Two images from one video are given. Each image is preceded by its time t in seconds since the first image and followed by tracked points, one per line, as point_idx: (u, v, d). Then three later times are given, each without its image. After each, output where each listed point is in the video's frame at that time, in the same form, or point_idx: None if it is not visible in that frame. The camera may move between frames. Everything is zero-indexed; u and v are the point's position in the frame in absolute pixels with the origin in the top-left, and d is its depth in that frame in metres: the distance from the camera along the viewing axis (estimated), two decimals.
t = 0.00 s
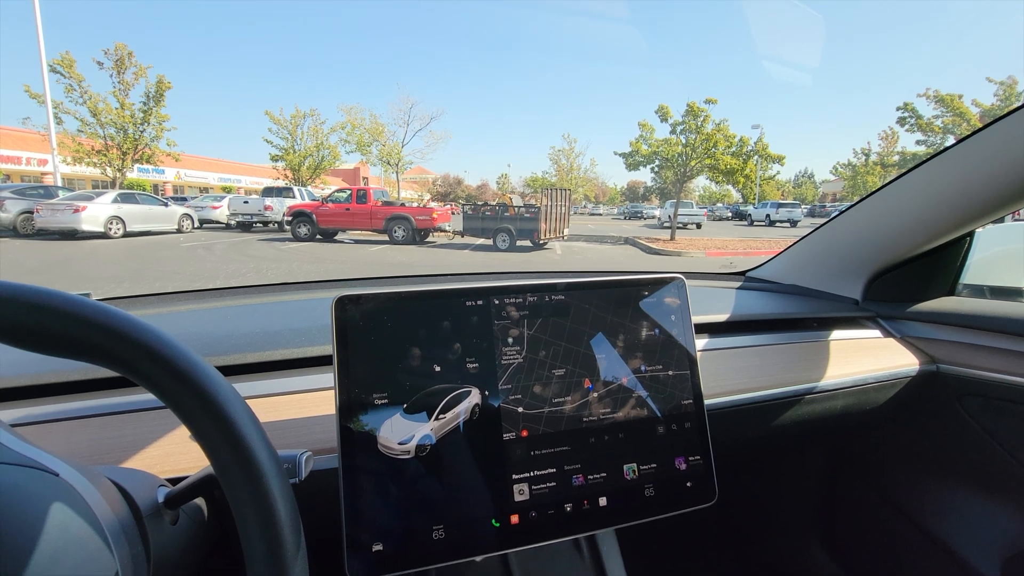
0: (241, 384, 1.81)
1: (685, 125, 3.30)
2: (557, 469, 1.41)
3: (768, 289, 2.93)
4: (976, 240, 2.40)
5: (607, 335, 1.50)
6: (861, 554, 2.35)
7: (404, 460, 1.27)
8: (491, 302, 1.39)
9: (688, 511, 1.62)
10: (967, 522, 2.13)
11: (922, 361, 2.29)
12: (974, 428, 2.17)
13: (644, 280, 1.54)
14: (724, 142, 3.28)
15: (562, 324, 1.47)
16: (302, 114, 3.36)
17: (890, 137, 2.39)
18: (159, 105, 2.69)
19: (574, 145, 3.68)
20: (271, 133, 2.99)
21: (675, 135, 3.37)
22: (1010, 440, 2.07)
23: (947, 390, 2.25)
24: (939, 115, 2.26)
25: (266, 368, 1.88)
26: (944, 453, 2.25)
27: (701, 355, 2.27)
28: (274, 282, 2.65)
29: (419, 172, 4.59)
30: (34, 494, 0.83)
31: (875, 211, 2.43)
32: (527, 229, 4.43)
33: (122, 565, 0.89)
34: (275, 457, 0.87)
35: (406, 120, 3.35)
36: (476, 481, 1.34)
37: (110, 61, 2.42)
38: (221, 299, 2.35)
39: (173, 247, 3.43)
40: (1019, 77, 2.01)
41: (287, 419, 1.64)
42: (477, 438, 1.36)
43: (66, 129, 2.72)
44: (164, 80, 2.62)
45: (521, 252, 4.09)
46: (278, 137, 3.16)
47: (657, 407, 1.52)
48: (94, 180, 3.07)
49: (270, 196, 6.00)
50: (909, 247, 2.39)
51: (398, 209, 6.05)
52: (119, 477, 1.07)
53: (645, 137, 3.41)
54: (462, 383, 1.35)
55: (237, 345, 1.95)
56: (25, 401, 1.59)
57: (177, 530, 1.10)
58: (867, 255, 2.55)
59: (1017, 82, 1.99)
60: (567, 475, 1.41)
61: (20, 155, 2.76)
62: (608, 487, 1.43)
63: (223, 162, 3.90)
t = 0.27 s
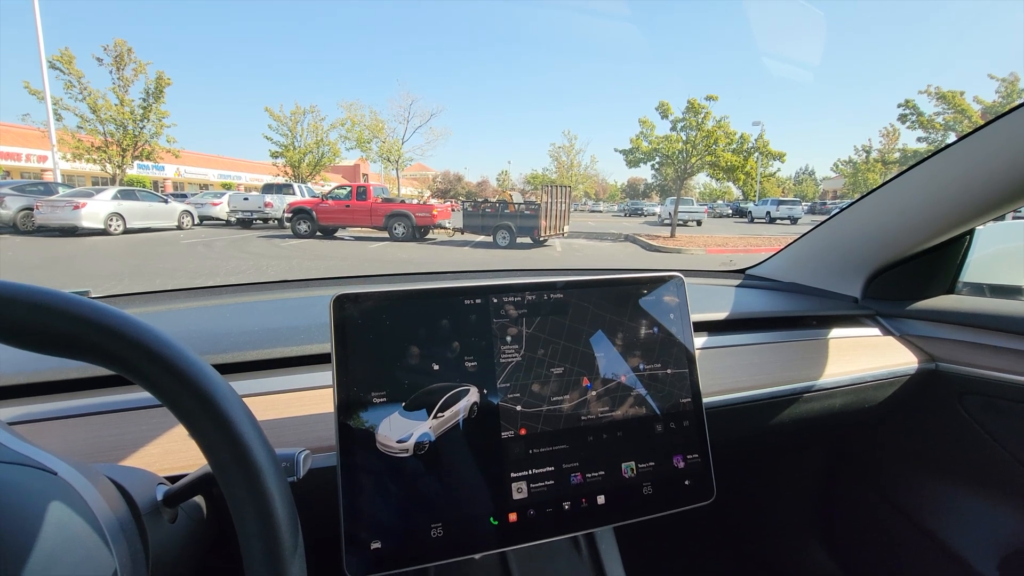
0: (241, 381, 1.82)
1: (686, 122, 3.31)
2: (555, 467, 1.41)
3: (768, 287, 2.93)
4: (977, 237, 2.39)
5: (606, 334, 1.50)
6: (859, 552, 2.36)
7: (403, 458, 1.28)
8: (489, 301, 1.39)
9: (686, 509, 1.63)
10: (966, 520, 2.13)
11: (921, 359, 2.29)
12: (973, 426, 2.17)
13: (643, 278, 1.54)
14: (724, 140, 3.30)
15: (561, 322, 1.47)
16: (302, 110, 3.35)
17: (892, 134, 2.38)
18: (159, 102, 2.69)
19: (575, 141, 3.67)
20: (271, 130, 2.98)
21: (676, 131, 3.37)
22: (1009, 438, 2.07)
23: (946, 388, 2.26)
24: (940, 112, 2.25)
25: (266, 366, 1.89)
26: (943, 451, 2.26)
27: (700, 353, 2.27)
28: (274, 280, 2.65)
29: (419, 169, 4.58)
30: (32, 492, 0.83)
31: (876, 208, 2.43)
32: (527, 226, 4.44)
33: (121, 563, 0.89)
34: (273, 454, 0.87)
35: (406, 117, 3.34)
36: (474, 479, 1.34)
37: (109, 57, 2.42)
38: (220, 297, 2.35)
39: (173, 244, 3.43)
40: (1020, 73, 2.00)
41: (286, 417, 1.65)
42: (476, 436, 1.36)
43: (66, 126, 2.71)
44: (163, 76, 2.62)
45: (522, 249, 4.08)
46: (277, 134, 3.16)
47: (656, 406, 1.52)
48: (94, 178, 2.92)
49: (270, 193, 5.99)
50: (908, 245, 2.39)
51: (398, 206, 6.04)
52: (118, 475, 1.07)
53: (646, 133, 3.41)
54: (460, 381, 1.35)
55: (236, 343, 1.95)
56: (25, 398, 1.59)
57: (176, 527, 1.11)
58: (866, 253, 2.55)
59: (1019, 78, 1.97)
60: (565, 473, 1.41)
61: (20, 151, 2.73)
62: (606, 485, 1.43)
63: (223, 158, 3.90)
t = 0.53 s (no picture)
0: (241, 379, 1.83)
1: (687, 119, 3.31)
2: (553, 464, 1.42)
3: (767, 285, 2.94)
4: (974, 236, 2.40)
5: (604, 332, 1.51)
6: (856, 549, 2.38)
7: (401, 456, 1.29)
8: (487, 299, 1.40)
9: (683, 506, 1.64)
10: (962, 517, 2.14)
11: (919, 357, 2.30)
12: (970, 424, 2.19)
13: (640, 277, 1.55)
14: (725, 136, 3.28)
15: (559, 321, 1.48)
16: (301, 108, 3.35)
17: (892, 132, 2.37)
18: (159, 100, 2.70)
19: (575, 139, 3.67)
20: (270, 128, 2.99)
21: (676, 129, 3.37)
22: (1005, 436, 2.08)
23: (943, 386, 2.27)
24: (942, 109, 2.23)
25: (266, 363, 1.90)
26: (940, 449, 2.27)
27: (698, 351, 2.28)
28: (274, 278, 2.66)
29: (419, 167, 4.58)
30: (36, 488, 0.85)
31: (875, 206, 2.44)
32: (527, 223, 4.47)
33: (122, 559, 0.90)
34: (272, 452, 0.88)
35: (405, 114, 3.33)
36: (473, 476, 1.35)
37: (109, 54, 2.42)
38: (220, 295, 2.36)
39: (173, 242, 3.44)
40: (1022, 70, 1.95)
41: (286, 415, 1.66)
42: (474, 433, 1.37)
43: (65, 123, 2.67)
44: (163, 74, 2.62)
45: (521, 247, 4.09)
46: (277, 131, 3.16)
47: (653, 404, 1.53)
48: (94, 175, 2.96)
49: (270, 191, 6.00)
50: (907, 243, 2.39)
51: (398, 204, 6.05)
52: (120, 472, 1.08)
53: (646, 131, 3.41)
54: (459, 379, 1.36)
55: (237, 341, 1.96)
56: (27, 395, 1.61)
57: (177, 524, 1.12)
58: (865, 251, 2.56)
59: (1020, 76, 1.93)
60: (563, 471, 1.42)
61: (20, 150, 2.75)
62: (603, 483, 1.44)
63: (223, 156, 3.90)
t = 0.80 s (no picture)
0: (241, 379, 1.83)
1: (687, 118, 3.30)
2: (552, 464, 1.42)
3: (767, 284, 2.94)
4: (973, 235, 2.40)
5: (603, 332, 1.51)
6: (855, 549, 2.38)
7: (400, 456, 1.29)
8: (486, 300, 1.40)
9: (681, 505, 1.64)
10: (960, 517, 2.14)
11: (918, 357, 2.30)
12: (969, 423, 2.19)
13: (639, 277, 1.55)
14: (726, 135, 3.28)
15: (557, 321, 1.48)
16: (301, 106, 3.35)
17: (892, 130, 2.36)
18: (158, 98, 2.70)
19: (575, 138, 3.66)
20: (270, 127, 2.99)
21: (676, 127, 3.37)
22: (1004, 435, 2.09)
23: (942, 386, 2.27)
24: (942, 107, 2.23)
25: (265, 363, 1.90)
26: (939, 448, 2.27)
27: (696, 351, 2.28)
28: (273, 277, 2.66)
29: (419, 165, 4.58)
30: (33, 490, 0.85)
31: (875, 205, 2.43)
32: (528, 222, 4.48)
33: (122, 559, 0.90)
34: (270, 453, 0.89)
35: (405, 113, 3.32)
36: (471, 476, 1.35)
37: (108, 53, 2.42)
38: (220, 294, 2.37)
39: (172, 241, 3.44)
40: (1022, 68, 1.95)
41: (285, 415, 1.66)
42: (473, 433, 1.38)
43: (65, 122, 2.66)
44: (162, 72, 2.62)
45: (521, 246, 4.08)
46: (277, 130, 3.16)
47: (652, 404, 1.53)
48: (93, 173, 2.95)
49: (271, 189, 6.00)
50: (906, 242, 2.39)
51: (398, 203, 6.05)
52: (118, 472, 1.08)
53: (646, 129, 3.41)
54: (457, 379, 1.36)
55: (236, 341, 1.97)
56: (27, 395, 1.61)
57: (176, 524, 1.12)
58: (864, 251, 2.55)
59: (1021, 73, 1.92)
60: (561, 471, 1.43)
61: (21, 147, 2.81)
62: (602, 482, 1.45)
63: (223, 155, 3.90)
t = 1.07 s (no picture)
0: (241, 378, 1.84)
1: (688, 117, 3.31)
2: (552, 462, 1.43)
3: (767, 283, 2.94)
4: (973, 235, 2.40)
5: (604, 331, 1.52)
6: (855, 548, 2.38)
7: (401, 454, 1.29)
8: (487, 299, 1.40)
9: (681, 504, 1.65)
10: (960, 515, 2.15)
11: (917, 356, 2.31)
12: (968, 422, 2.19)
13: (639, 276, 1.55)
14: (726, 134, 3.30)
15: (558, 320, 1.48)
16: (302, 106, 3.35)
17: (893, 129, 2.36)
18: (159, 98, 2.70)
19: (575, 137, 3.66)
20: (271, 126, 2.99)
21: (677, 127, 3.37)
22: (1003, 434, 2.09)
23: (942, 385, 2.27)
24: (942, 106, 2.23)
25: (266, 362, 1.91)
26: (938, 447, 2.28)
27: (696, 350, 2.29)
28: (274, 276, 2.66)
29: (419, 165, 4.58)
30: (38, 488, 0.85)
31: (875, 205, 2.44)
32: (528, 221, 4.49)
33: (124, 556, 0.91)
34: (273, 450, 0.89)
35: (405, 113, 3.31)
36: (472, 474, 1.36)
37: (108, 52, 2.42)
38: (221, 293, 2.37)
39: (173, 241, 3.44)
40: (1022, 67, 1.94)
41: (286, 414, 1.66)
42: (474, 432, 1.38)
43: (65, 121, 2.66)
44: (162, 71, 2.62)
45: (522, 246, 4.07)
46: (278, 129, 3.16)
47: (652, 403, 1.54)
48: (93, 173, 3.01)
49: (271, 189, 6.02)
50: (907, 241, 2.40)
51: (398, 202, 6.06)
52: (121, 470, 1.09)
53: (646, 129, 3.41)
54: (458, 378, 1.37)
55: (237, 340, 1.97)
56: (28, 394, 1.61)
57: (178, 522, 1.13)
58: (864, 250, 2.56)
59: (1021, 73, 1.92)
60: (562, 469, 1.43)
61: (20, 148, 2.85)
62: (602, 481, 1.45)
63: (223, 154, 3.90)
